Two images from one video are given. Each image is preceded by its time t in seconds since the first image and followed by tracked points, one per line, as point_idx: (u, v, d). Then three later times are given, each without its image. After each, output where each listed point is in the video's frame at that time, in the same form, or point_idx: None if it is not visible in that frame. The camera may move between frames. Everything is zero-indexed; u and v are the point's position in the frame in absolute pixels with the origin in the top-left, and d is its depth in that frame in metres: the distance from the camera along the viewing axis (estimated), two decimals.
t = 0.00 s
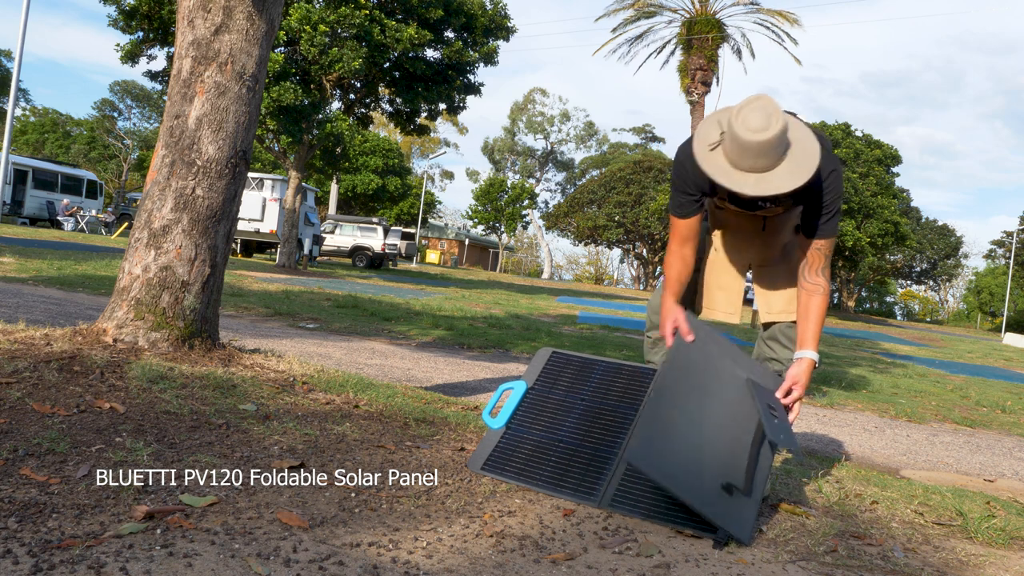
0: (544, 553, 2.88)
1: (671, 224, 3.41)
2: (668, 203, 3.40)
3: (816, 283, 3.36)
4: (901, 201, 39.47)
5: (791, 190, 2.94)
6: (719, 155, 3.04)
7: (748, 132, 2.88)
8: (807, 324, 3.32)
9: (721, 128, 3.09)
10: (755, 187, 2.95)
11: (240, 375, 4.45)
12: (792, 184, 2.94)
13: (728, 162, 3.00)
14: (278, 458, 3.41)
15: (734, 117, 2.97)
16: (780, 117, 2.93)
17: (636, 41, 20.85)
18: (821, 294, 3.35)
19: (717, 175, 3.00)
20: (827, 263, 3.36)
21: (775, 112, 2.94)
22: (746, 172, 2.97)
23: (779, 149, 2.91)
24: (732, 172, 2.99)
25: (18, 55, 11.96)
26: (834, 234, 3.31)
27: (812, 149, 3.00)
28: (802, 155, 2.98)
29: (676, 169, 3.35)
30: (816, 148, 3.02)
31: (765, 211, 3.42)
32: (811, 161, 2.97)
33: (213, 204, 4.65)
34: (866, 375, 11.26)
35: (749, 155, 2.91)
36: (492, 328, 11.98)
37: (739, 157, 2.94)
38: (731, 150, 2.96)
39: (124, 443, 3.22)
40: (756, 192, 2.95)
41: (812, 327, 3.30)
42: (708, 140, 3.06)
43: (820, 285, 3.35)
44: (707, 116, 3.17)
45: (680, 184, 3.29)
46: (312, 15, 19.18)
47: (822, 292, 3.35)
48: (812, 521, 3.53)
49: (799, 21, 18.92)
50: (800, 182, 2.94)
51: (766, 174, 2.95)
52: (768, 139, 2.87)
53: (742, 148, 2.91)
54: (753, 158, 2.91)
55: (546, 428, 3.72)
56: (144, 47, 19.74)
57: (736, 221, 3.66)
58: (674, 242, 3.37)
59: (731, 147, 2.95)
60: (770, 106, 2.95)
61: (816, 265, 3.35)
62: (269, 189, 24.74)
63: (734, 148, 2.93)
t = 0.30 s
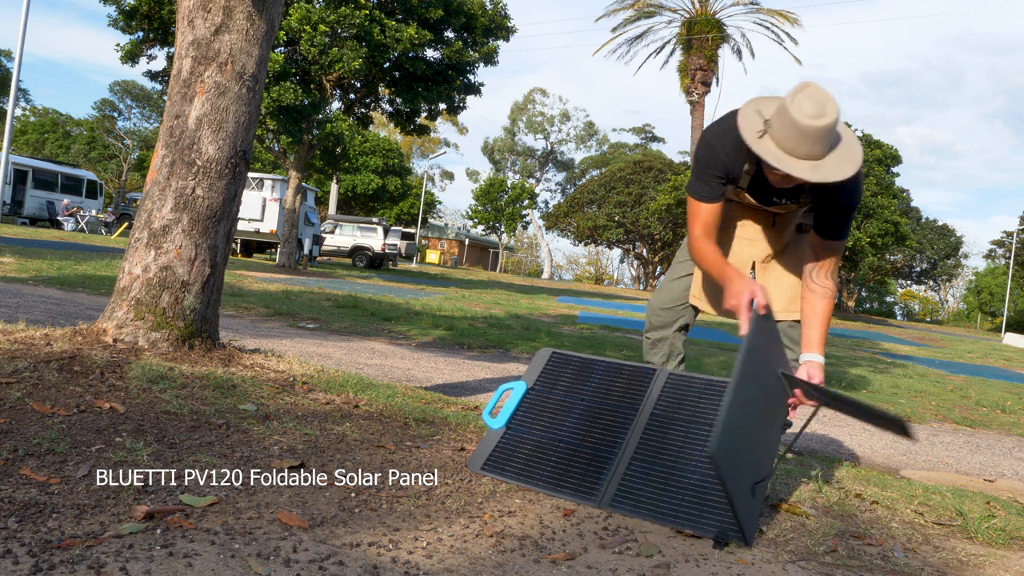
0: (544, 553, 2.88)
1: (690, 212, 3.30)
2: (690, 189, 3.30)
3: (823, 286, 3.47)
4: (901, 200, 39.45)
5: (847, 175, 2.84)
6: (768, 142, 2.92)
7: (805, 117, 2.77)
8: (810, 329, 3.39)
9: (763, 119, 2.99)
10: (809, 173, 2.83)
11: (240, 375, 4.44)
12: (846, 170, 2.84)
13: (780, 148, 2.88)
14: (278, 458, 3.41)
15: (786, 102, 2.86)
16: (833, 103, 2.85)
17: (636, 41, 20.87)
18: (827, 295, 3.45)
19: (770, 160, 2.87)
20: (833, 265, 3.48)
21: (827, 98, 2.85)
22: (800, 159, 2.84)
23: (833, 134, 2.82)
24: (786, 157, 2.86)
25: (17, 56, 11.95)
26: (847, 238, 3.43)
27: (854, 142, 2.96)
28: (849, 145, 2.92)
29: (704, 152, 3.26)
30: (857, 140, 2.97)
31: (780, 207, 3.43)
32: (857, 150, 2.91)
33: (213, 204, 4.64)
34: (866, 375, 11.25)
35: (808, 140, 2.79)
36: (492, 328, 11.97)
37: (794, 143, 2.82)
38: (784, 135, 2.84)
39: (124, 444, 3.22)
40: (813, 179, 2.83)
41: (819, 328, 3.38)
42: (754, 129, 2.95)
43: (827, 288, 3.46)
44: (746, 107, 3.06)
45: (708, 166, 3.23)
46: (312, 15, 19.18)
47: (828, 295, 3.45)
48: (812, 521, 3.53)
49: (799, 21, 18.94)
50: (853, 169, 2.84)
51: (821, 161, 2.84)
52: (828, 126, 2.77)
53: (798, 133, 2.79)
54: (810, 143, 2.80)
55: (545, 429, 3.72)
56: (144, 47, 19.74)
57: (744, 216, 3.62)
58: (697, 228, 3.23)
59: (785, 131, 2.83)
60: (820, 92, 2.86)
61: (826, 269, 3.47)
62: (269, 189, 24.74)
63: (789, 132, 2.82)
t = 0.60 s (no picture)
0: (544, 553, 2.88)
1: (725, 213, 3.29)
2: (723, 189, 3.30)
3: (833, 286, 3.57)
4: (901, 201, 39.45)
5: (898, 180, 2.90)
6: (818, 146, 2.97)
7: (859, 123, 2.84)
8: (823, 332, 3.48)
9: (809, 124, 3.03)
10: (861, 179, 2.89)
11: (240, 375, 4.45)
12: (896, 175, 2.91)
13: (830, 153, 2.93)
14: (278, 458, 3.41)
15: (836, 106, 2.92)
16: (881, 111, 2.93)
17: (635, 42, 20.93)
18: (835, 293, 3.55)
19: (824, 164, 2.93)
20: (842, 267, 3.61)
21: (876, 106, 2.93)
22: (850, 165, 2.91)
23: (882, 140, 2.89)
24: (837, 162, 2.92)
25: (17, 55, 11.97)
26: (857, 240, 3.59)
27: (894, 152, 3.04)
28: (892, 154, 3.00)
29: (737, 152, 3.27)
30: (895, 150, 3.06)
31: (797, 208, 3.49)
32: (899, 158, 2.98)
33: (213, 204, 4.65)
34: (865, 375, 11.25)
35: (860, 147, 2.86)
36: (492, 328, 11.97)
37: (847, 148, 2.88)
38: (838, 140, 2.89)
39: (124, 443, 3.22)
40: (867, 184, 2.87)
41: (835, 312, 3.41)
42: (803, 133, 3.00)
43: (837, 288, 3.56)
44: (789, 112, 3.11)
45: (742, 170, 3.24)
46: (312, 15, 19.18)
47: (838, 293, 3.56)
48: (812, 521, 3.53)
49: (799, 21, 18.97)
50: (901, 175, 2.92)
51: (870, 167, 2.91)
52: (879, 135, 2.84)
53: (853, 138, 2.86)
54: (864, 149, 2.86)
55: (546, 429, 3.71)
56: (144, 47, 19.75)
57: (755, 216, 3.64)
58: (740, 230, 3.22)
59: (839, 136, 2.88)
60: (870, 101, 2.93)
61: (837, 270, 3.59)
62: (269, 189, 24.76)
63: (843, 138, 2.87)
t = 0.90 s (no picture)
0: (544, 553, 2.88)
1: (742, 231, 3.29)
2: (738, 207, 3.27)
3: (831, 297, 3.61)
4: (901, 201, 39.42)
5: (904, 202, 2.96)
6: (826, 167, 3.02)
7: (868, 145, 2.88)
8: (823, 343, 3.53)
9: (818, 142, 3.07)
10: (868, 202, 2.94)
11: (240, 375, 4.44)
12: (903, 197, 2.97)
13: (839, 174, 2.98)
14: (278, 459, 3.41)
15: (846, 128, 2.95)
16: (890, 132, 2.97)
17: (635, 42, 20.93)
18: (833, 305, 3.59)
19: (833, 186, 2.98)
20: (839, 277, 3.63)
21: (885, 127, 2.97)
22: (857, 187, 2.96)
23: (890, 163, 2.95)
24: (844, 183, 2.97)
25: (18, 55, 11.97)
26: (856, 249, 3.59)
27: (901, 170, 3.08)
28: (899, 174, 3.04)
29: (749, 169, 3.24)
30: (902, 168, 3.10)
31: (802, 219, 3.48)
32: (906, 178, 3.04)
33: (213, 203, 4.64)
34: (865, 375, 11.25)
35: (866, 169, 2.91)
36: (492, 328, 11.98)
37: (855, 170, 2.93)
38: (847, 162, 2.94)
39: (124, 444, 3.22)
40: (874, 207, 2.93)
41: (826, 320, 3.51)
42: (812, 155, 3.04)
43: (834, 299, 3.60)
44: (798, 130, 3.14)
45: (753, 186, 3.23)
46: (312, 15, 19.18)
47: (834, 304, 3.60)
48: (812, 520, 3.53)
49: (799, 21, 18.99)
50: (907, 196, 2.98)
51: (877, 189, 2.96)
52: (889, 157, 2.89)
53: (860, 160, 2.90)
54: (872, 172, 2.91)
55: (552, 427, 3.72)
56: (144, 47, 19.75)
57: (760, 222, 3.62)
58: (755, 251, 3.26)
59: (848, 158, 2.93)
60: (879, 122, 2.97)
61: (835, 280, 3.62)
62: (269, 189, 24.75)
63: (851, 160, 2.92)
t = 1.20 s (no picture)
0: (544, 553, 2.88)
1: (738, 238, 3.28)
2: (735, 213, 3.28)
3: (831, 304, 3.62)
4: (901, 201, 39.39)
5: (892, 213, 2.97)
6: (816, 174, 3.02)
7: (857, 156, 2.89)
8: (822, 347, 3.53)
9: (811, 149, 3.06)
10: (856, 212, 2.95)
11: (240, 375, 4.44)
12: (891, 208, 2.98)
13: (828, 182, 2.98)
14: (278, 458, 3.41)
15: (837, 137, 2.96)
16: (882, 141, 2.96)
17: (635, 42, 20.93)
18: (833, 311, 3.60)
19: (821, 194, 2.98)
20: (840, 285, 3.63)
21: (877, 136, 2.96)
22: (845, 196, 2.97)
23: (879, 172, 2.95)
24: (833, 192, 2.97)
25: (18, 55, 11.97)
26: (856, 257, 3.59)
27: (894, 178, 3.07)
28: (892, 183, 3.04)
29: (745, 175, 3.25)
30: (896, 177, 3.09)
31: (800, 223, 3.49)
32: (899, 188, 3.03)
33: (213, 203, 4.65)
34: (865, 375, 11.25)
35: (854, 177, 2.92)
36: (492, 328, 11.98)
37: (844, 179, 2.93)
38: (836, 172, 2.94)
39: (124, 443, 3.22)
40: (861, 217, 2.95)
41: (827, 332, 3.53)
42: (802, 160, 3.04)
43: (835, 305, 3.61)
44: (793, 135, 3.14)
45: (749, 193, 3.23)
46: (312, 15, 19.18)
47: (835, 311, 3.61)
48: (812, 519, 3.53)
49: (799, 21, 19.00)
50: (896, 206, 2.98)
51: (865, 199, 2.97)
52: (878, 166, 2.89)
53: (849, 170, 2.91)
54: (860, 181, 2.92)
55: (552, 427, 3.72)
56: (144, 47, 19.74)
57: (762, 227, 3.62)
58: (752, 256, 3.25)
59: (837, 167, 2.93)
60: (871, 131, 2.97)
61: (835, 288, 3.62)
62: (269, 189, 24.74)
63: (841, 169, 2.92)
